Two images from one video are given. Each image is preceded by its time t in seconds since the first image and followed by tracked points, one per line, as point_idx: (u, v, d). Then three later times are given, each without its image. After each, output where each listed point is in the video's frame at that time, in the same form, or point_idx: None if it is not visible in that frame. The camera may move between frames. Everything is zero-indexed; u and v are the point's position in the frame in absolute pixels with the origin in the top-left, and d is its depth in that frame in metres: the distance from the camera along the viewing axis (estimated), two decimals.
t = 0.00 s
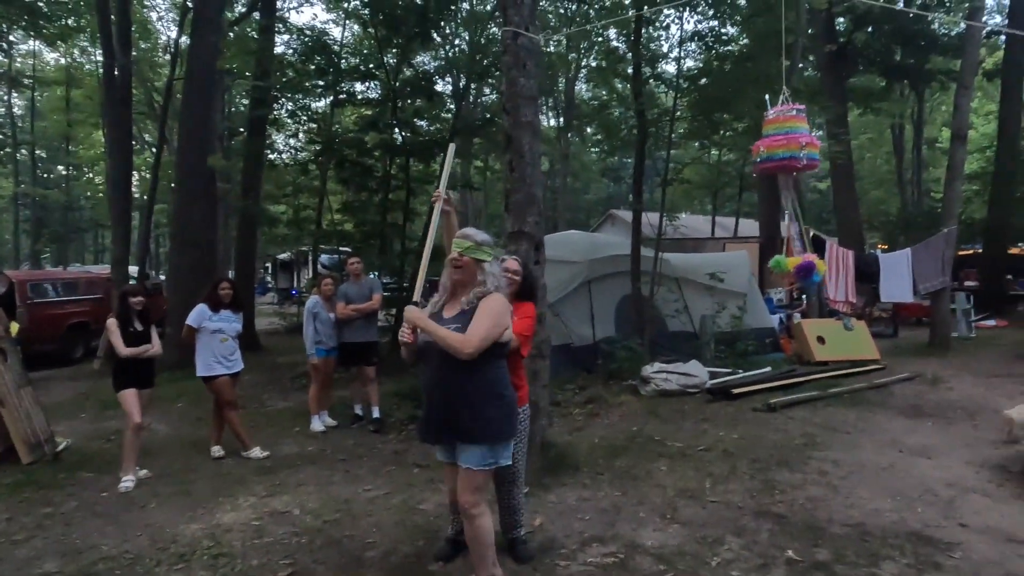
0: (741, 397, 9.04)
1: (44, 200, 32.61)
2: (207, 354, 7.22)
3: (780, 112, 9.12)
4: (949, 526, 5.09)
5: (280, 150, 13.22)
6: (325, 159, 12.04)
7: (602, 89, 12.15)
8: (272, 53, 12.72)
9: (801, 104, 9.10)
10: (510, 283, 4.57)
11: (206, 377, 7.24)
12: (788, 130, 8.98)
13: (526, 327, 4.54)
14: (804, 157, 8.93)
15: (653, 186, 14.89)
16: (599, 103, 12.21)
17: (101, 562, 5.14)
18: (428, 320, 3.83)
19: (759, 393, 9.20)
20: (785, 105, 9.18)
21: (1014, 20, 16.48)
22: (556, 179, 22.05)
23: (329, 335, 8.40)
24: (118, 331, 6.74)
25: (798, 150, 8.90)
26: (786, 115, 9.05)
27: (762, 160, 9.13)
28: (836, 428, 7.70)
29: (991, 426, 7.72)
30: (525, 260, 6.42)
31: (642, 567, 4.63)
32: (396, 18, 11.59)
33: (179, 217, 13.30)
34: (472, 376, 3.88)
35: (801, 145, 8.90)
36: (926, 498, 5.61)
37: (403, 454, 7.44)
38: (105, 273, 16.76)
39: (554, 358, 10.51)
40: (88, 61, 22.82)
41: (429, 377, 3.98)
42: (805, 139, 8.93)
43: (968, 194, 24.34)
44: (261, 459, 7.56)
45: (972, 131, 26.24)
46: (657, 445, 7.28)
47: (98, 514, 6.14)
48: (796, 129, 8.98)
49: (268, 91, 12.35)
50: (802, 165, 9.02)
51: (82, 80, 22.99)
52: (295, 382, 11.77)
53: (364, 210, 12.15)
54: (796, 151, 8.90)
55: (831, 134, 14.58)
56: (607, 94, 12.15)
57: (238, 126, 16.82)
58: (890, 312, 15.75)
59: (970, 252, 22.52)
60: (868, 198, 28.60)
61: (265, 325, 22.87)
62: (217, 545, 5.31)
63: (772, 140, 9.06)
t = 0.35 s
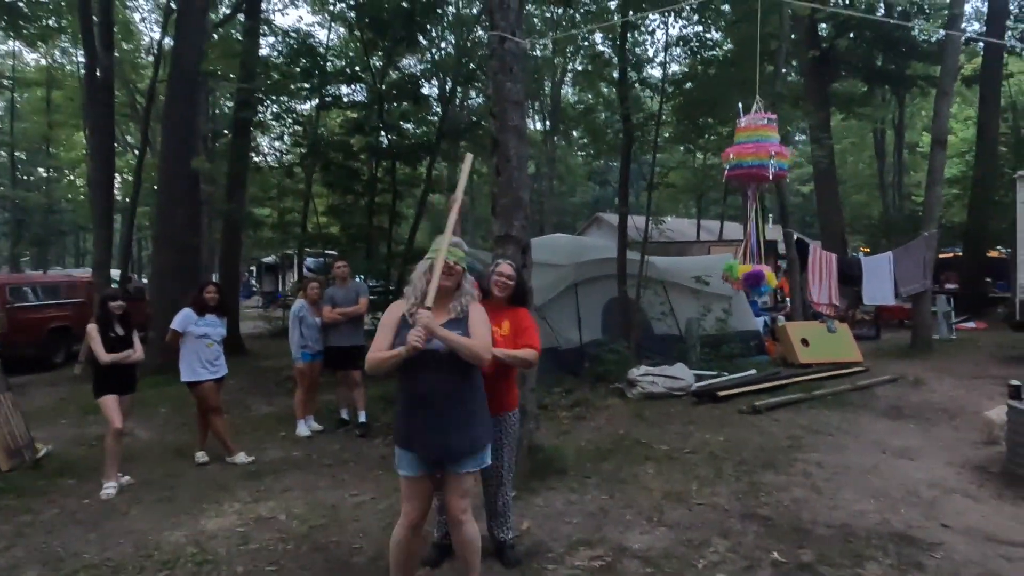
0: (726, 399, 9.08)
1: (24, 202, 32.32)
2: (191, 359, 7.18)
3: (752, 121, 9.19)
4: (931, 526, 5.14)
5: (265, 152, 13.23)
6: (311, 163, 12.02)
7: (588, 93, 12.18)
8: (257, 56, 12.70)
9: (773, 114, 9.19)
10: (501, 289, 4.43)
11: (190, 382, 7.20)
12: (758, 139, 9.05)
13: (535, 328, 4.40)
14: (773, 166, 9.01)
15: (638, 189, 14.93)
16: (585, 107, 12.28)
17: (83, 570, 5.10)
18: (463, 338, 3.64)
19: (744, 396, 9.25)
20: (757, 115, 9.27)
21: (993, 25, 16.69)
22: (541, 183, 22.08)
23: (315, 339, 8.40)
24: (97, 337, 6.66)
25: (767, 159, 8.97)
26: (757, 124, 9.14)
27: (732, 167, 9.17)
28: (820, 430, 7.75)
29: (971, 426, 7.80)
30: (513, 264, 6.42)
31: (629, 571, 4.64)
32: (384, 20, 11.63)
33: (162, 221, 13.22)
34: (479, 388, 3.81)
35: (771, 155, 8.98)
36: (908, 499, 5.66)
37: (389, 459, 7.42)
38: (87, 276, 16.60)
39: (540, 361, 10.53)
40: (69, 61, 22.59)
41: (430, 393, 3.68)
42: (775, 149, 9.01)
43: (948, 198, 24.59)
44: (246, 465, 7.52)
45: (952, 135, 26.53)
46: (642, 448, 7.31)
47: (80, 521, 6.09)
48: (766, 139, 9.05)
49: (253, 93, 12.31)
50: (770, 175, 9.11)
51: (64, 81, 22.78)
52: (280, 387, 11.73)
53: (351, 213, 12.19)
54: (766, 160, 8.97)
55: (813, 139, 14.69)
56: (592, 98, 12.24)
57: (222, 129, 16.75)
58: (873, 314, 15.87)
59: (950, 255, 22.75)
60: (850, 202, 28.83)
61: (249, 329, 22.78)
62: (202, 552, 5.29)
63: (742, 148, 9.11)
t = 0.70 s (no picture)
0: (716, 399, 9.13)
1: (11, 201, 32.13)
2: (180, 360, 7.18)
3: (736, 112, 9.25)
4: (918, 524, 5.20)
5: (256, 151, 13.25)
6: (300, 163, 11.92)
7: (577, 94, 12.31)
8: (246, 55, 12.62)
9: (757, 106, 9.25)
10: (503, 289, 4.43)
11: (179, 383, 7.20)
12: (742, 131, 9.11)
13: (536, 331, 4.47)
14: (754, 158, 9.08)
15: (629, 190, 14.98)
16: (575, 107, 12.42)
17: (73, 572, 5.11)
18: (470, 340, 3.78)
19: (734, 395, 9.30)
20: (740, 107, 9.32)
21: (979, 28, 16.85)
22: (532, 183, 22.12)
23: (305, 339, 8.42)
24: (84, 338, 6.65)
25: (748, 150, 9.04)
26: (741, 116, 9.19)
27: (712, 158, 9.20)
28: (809, 429, 7.81)
29: (958, 425, 7.88)
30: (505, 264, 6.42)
31: (620, 570, 4.67)
32: (375, 20, 11.63)
33: (151, 221, 13.19)
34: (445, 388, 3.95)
35: (753, 146, 9.06)
36: (896, 498, 5.71)
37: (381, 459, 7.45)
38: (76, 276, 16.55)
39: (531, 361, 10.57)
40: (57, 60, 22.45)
41: (439, 395, 3.70)
42: (756, 141, 9.09)
43: (935, 198, 24.78)
44: (237, 466, 7.53)
45: (939, 136, 26.73)
46: (632, 447, 7.36)
47: (69, 523, 6.10)
48: (748, 130, 9.13)
49: (241, 93, 12.12)
50: (751, 167, 9.17)
51: (50, 80, 22.61)
52: (270, 388, 11.73)
53: (342, 213, 12.17)
54: (747, 150, 9.04)
55: (802, 139, 14.78)
56: (583, 99, 12.32)
57: (211, 129, 16.68)
58: (861, 313, 15.99)
59: (938, 255, 22.91)
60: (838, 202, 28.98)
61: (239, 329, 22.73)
62: (192, 553, 5.30)
63: (724, 138, 9.17)
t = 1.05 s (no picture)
0: (719, 400, 9.12)
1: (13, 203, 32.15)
2: (180, 361, 7.18)
3: (744, 120, 9.27)
4: (921, 525, 5.18)
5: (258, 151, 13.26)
6: (302, 165, 11.96)
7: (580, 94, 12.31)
8: (248, 56, 12.64)
9: (765, 114, 9.27)
10: (495, 291, 4.45)
11: (179, 384, 7.19)
12: (749, 138, 9.11)
13: (531, 330, 4.40)
14: (761, 165, 9.08)
15: (630, 191, 14.96)
16: (578, 108, 12.43)
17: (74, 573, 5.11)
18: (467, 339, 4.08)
19: (736, 396, 9.29)
20: (748, 114, 9.34)
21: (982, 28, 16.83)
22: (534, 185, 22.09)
23: (308, 341, 8.42)
24: (86, 339, 6.64)
25: (756, 158, 9.06)
26: (749, 124, 9.20)
27: (721, 166, 9.17)
28: (812, 430, 7.80)
29: (961, 427, 7.87)
30: (505, 264, 6.42)
31: (622, 572, 4.66)
32: (377, 22, 11.63)
33: (153, 222, 13.20)
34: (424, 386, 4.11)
35: (761, 154, 9.07)
36: (899, 499, 5.69)
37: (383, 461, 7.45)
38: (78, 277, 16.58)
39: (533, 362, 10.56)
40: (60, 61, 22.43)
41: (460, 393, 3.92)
42: (764, 149, 9.12)
43: (937, 200, 24.75)
44: (239, 467, 7.53)
45: (942, 138, 26.70)
46: (634, 448, 7.35)
47: (71, 523, 6.10)
48: (755, 138, 9.14)
49: (244, 94, 12.26)
50: (759, 174, 9.15)
51: (53, 81, 22.61)
52: (272, 389, 11.73)
53: (344, 215, 12.10)
54: (754, 158, 9.04)
55: (805, 140, 14.76)
56: (586, 99, 12.31)
57: (214, 131, 16.68)
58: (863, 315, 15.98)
59: (940, 257, 22.89)
60: (841, 203, 28.96)
61: (241, 331, 22.73)
62: (193, 554, 5.30)
63: (732, 146, 9.16)
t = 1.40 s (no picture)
0: (713, 404, 9.13)
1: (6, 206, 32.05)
2: (171, 364, 7.16)
3: (752, 122, 9.29)
4: (915, 528, 5.20)
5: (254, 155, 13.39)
6: (299, 167, 12.00)
7: (575, 99, 12.30)
8: (243, 59, 12.65)
9: (772, 115, 9.28)
10: (466, 293, 4.46)
11: (170, 387, 7.17)
12: (758, 141, 9.17)
13: (503, 330, 4.40)
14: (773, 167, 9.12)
15: (626, 195, 14.98)
16: (572, 112, 12.47)
17: None
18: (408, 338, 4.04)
19: (731, 400, 9.30)
20: (756, 116, 9.36)
21: (974, 34, 16.92)
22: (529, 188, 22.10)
23: (302, 344, 8.44)
24: (78, 341, 6.64)
25: (768, 160, 9.10)
26: (758, 126, 9.22)
27: (734, 169, 9.29)
28: (807, 433, 7.81)
29: (955, 430, 7.89)
30: (500, 267, 6.43)
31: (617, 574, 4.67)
32: (371, 25, 11.68)
33: (148, 225, 13.18)
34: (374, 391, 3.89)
35: (772, 155, 9.11)
36: (893, 502, 5.72)
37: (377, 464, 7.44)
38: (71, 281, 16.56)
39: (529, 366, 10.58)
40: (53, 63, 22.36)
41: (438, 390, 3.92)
42: (775, 150, 9.13)
43: (931, 204, 24.84)
44: (233, 470, 7.52)
45: (935, 142, 26.82)
46: (628, 451, 7.36)
47: (64, 527, 6.08)
48: (765, 140, 9.18)
49: (240, 97, 12.27)
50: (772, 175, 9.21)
51: (47, 84, 22.54)
52: (266, 392, 11.72)
53: (339, 217, 12.09)
54: (766, 160, 9.08)
55: (799, 145, 14.80)
56: (580, 104, 12.35)
57: (209, 134, 16.66)
58: (857, 319, 16.03)
59: (933, 261, 22.97)
60: (835, 208, 29.07)
61: (235, 334, 22.68)
62: (187, 557, 5.29)
63: (742, 149, 9.22)
